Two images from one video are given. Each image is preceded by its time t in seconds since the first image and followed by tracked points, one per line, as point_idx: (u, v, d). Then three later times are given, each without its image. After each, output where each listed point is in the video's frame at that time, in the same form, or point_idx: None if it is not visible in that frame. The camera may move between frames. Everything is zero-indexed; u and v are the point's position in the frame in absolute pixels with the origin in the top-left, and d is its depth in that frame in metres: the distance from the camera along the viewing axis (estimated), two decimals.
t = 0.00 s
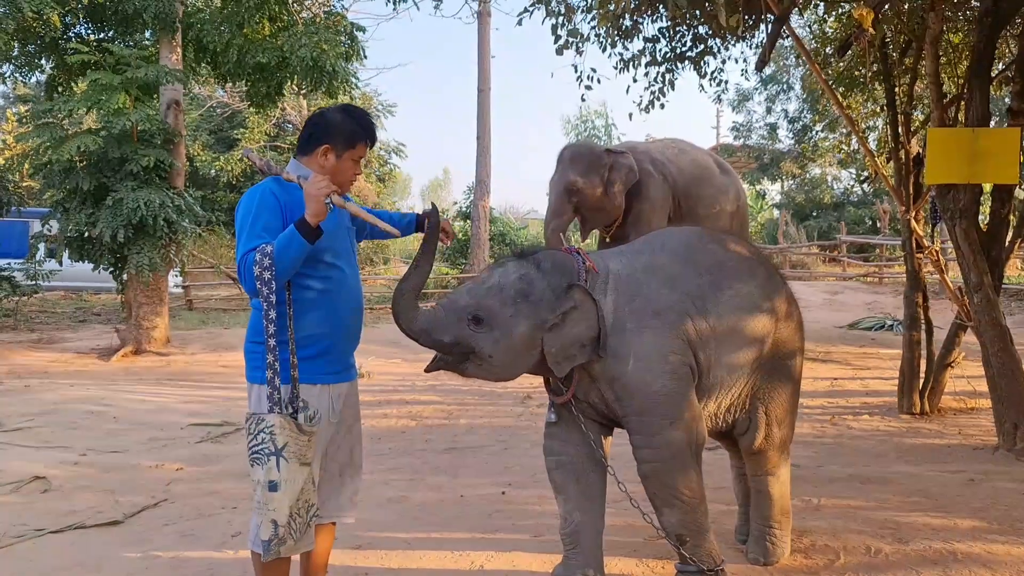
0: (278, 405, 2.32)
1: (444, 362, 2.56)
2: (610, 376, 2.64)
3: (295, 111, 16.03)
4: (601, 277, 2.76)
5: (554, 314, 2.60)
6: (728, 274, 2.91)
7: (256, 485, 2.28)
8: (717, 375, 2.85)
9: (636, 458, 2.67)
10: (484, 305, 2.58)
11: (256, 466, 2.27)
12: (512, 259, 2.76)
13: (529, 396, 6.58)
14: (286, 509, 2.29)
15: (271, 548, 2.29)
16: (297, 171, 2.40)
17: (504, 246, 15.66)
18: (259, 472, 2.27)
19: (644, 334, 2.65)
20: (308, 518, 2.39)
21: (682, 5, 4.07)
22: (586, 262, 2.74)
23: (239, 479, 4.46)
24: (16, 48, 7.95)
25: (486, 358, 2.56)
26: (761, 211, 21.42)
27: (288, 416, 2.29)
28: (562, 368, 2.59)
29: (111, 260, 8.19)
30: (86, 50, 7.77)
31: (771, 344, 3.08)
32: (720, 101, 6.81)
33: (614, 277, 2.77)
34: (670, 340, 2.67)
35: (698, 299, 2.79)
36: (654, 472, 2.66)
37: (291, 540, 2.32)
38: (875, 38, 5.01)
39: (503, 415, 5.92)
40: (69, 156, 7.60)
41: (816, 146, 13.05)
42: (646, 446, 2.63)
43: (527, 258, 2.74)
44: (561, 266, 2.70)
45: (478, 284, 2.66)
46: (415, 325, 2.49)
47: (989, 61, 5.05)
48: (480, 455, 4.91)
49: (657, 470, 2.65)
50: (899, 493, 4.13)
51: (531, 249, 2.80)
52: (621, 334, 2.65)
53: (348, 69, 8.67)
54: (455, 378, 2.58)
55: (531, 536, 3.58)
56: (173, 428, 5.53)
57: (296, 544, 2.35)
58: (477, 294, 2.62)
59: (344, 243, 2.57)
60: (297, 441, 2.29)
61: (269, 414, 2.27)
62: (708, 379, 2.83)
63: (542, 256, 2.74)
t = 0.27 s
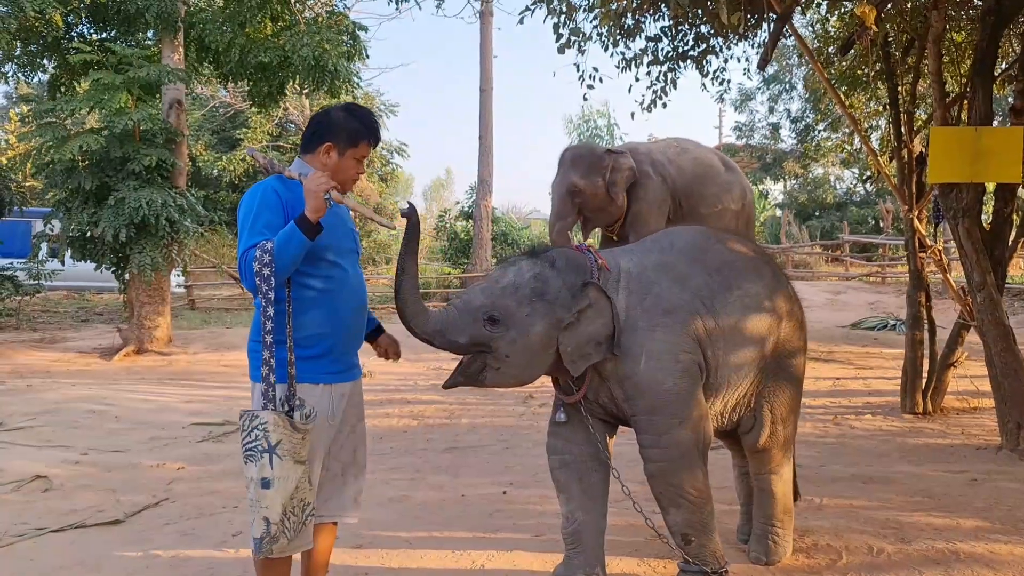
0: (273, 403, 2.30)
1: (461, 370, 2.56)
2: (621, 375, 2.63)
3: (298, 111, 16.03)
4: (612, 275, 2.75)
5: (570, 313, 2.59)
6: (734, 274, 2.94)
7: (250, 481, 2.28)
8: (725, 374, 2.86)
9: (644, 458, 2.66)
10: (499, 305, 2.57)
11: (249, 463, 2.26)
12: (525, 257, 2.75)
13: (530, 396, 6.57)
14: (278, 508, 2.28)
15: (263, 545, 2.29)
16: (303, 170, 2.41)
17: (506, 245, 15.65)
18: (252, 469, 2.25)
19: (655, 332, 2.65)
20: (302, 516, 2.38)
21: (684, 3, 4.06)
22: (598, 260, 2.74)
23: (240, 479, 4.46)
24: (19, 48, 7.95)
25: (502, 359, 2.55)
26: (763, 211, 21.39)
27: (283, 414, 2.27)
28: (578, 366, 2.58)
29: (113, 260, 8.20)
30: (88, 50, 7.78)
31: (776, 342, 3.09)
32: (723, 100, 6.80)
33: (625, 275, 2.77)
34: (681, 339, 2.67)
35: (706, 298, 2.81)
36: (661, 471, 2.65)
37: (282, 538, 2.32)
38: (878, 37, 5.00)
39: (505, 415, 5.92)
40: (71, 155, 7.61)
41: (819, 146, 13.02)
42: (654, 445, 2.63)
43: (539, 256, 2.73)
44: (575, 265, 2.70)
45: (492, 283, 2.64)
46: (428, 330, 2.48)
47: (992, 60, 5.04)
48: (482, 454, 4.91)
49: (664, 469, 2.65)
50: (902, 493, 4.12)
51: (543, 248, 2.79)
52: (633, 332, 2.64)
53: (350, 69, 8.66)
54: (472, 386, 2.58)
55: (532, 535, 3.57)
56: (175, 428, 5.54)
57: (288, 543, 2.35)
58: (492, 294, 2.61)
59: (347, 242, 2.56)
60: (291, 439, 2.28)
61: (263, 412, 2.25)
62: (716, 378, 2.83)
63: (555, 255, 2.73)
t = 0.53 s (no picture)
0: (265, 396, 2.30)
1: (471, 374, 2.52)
2: (628, 374, 2.61)
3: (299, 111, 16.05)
4: (619, 274, 2.73)
5: (580, 313, 2.56)
6: (737, 273, 2.95)
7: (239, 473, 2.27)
8: (728, 372, 2.86)
9: (647, 457, 2.66)
10: (508, 309, 2.54)
11: (240, 455, 2.26)
12: (529, 259, 2.72)
13: (530, 395, 6.57)
14: (265, 502, 2.26)
15: (247, 540, 2.26)
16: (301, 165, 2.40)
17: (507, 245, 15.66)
18: (243, 461, 2.25)
19: (662, 331, 2.64)
20: (292, 513, 2.35)
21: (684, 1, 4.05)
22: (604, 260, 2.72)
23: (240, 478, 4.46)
24: (20, 48, 7.96)
25: (514, 363, 2.52)
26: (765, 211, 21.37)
27: (275, 408, 2.27)
28: (590, 366, 2.54)
29: (114, 260, 8.21)
30: (89, 50, 7.79)
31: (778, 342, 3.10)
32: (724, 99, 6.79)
33: (630, 273, 2.76)
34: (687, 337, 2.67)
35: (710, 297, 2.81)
36: (663, 471, 2.64)
37: (268, 534, 2.28)
38: (878, 36, 4.99)
39: (505, 414, 5.92)
40: (72, 154, 7.62)
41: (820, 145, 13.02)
42: (658, 444, 2.62)
43: (544, 257, 2.69)
44: (581, 264, 2.67)
45: (499, 287, 2.60)
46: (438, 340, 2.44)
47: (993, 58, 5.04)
48: (482, 454, 4.90)
49: (667, 468, 2.64)
50: (902, 492, 4.11)
51: (546, 248, 2.76)
52: (641, 331, 2.63)
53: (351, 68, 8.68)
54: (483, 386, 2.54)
55: (531, 534, 3.57)
56: (175, 427, 5.54)
57: (276, 539, 2.31)
58: (500, 298, 2.57)
59: (347, 240, 2.56)
60: (283, 433, 2.27)
61: (256, 403, 2.25)
62: (719, 376, 2.83)
63: (561, 255, 2.69)
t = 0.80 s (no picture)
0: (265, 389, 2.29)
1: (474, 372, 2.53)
2: (633, 368, 2.60)
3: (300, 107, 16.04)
4: (623, 267, 2.72)
5: (586, 308, 2.54)
6: (739, 267, 2.95)
7: (240, 466, 2.27)
8: (731, 365, 2.86)
9: (650, 450, 2.65)
10: (514, 307, 2.52)
11: (241, 448, 2.25)
12: (532, 254, 2.69)
13: (531, 390, 6.57)
14: (267, 494, 2.26)
15: (249, 532, 2.25)
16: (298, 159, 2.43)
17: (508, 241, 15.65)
18: (244, 453, 2.25)
19: (667, 323, 2.63)
20: (293, 506, 2.35)
21: None
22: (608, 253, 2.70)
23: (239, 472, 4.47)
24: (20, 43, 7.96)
25: (521, 362, 2.51)
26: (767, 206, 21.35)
27: (276, 400, 2.27)
28: (597, 361, 2.53)
29: (115, 255, 8.22)
30: (89, 45, 7.79)
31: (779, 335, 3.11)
32: (725, 93, 6.78)
33: (633, 266, 2.75)
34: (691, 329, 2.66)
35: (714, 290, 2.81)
36: (665, 464, 2.64)
37: (269, 526, 2.28)
38: (879, 29, 4.97)
39: (505, 409, 5.92)
40: (72, 149, 7.62)
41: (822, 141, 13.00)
42: (660, 438, 2.61)
43: (547, 253, 2.67)
44: (585, 259, 2.65)
45: (504, 285, 2.58)
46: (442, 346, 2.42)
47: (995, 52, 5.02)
48: (481, 448, 4.90)
49: (669, 462, 2.63)
50: (902, 486, 4.10)
51: (547, 243, 2.74)
52: (645, 324, 2.62)
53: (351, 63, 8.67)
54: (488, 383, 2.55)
55: (530, 528, 3.57)
56: (175, 422, 5.55)
57: (278, 532, 2.31)
58: (504, 297, 2.55)
59: (343, 233, 2.57)
60: (284, 426, 2.27)
61: (257, 396, 2.24)
62: (721, 369, 2.83)
63: (563, 250, 2.67)
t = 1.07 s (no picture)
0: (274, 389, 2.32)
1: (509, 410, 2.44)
2: (641, 367, 2.59)
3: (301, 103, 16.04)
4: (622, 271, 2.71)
5: (592, 316, 2.48)
6: (742, 265, 2.96)
7: (254, 469, 2.29)
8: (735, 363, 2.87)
9: (656, 448, 2.66)
10: (523, 337, 2.42)
11: (254, 449, 2.28)
12: (523, 274, 2.60)
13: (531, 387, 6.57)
14: (285, 493, 2.29)
15: (272, 532, 2.29)
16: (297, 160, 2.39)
17: (509, 237, 15.65)
18: (258, 454, 2.27)
19: (673, 322, 2.63)
20: (307, 503, 2.39)
21: None
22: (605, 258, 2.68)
23: (240, 470, 4.48)
24: (20, 39, 7.96)
25: (545, 385, 2.43)
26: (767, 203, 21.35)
27: (286, 399, 2.30)
28: (616, 361, 2.47)
29: (116, 252, 8.23)
30: (89, 42, 7.79)
31: (781, 335, 3.13)
32: (725, 90, 6.77)
33: (636, 267, 2.76)
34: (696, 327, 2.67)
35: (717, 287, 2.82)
36: (670, 460, 2.65)
37: (290, 524, 2.32)
38: (880, 26, 4.97)
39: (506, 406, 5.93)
40: (73, 146, 7.63)
41: (823, 137, 12.99)
42: (667, 435, 2.61)
43: (538, 270, 2.58)
44: (577, 268, 2.59)
45: (506, 317, 2.48)
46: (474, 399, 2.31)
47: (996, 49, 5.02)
48: (482, 445, 4.92)
49: (674, 459, 2.64)
50: (901, 483, 4.11)
51: (533, 259, 2.66)
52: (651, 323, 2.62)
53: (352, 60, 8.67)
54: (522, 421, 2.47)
55: (530, 525, 3.58)
56: (176, 419, 5.56)
57: (296, 529, 2.35)
58: (508, 328, 2.45)
59: (340, 230, 2.57)
60: (295, 424, 2.30)
61: (267, 397, 2.28)
62: (726, 367, 2.84)
63: (555, 262, 2.60)
